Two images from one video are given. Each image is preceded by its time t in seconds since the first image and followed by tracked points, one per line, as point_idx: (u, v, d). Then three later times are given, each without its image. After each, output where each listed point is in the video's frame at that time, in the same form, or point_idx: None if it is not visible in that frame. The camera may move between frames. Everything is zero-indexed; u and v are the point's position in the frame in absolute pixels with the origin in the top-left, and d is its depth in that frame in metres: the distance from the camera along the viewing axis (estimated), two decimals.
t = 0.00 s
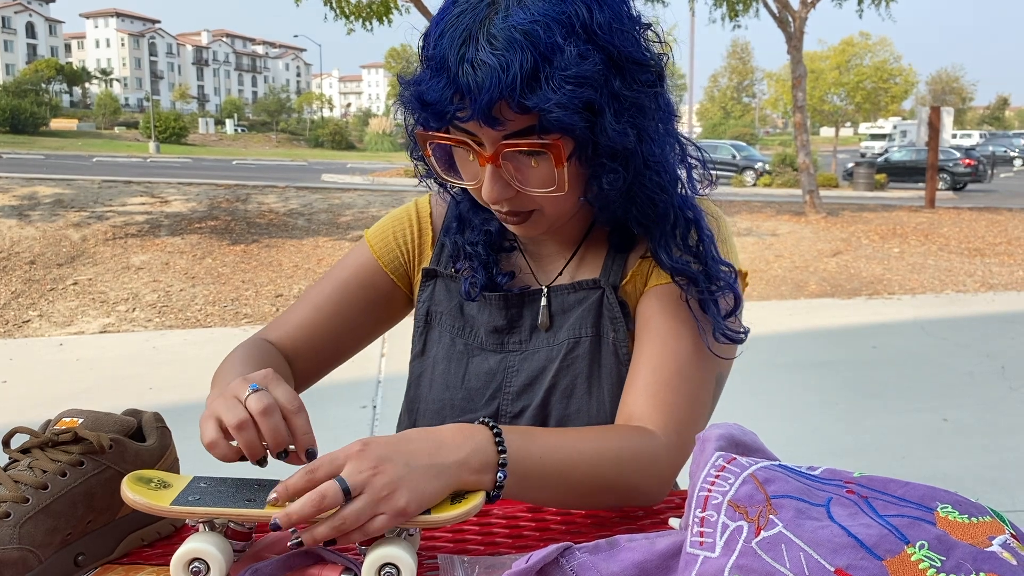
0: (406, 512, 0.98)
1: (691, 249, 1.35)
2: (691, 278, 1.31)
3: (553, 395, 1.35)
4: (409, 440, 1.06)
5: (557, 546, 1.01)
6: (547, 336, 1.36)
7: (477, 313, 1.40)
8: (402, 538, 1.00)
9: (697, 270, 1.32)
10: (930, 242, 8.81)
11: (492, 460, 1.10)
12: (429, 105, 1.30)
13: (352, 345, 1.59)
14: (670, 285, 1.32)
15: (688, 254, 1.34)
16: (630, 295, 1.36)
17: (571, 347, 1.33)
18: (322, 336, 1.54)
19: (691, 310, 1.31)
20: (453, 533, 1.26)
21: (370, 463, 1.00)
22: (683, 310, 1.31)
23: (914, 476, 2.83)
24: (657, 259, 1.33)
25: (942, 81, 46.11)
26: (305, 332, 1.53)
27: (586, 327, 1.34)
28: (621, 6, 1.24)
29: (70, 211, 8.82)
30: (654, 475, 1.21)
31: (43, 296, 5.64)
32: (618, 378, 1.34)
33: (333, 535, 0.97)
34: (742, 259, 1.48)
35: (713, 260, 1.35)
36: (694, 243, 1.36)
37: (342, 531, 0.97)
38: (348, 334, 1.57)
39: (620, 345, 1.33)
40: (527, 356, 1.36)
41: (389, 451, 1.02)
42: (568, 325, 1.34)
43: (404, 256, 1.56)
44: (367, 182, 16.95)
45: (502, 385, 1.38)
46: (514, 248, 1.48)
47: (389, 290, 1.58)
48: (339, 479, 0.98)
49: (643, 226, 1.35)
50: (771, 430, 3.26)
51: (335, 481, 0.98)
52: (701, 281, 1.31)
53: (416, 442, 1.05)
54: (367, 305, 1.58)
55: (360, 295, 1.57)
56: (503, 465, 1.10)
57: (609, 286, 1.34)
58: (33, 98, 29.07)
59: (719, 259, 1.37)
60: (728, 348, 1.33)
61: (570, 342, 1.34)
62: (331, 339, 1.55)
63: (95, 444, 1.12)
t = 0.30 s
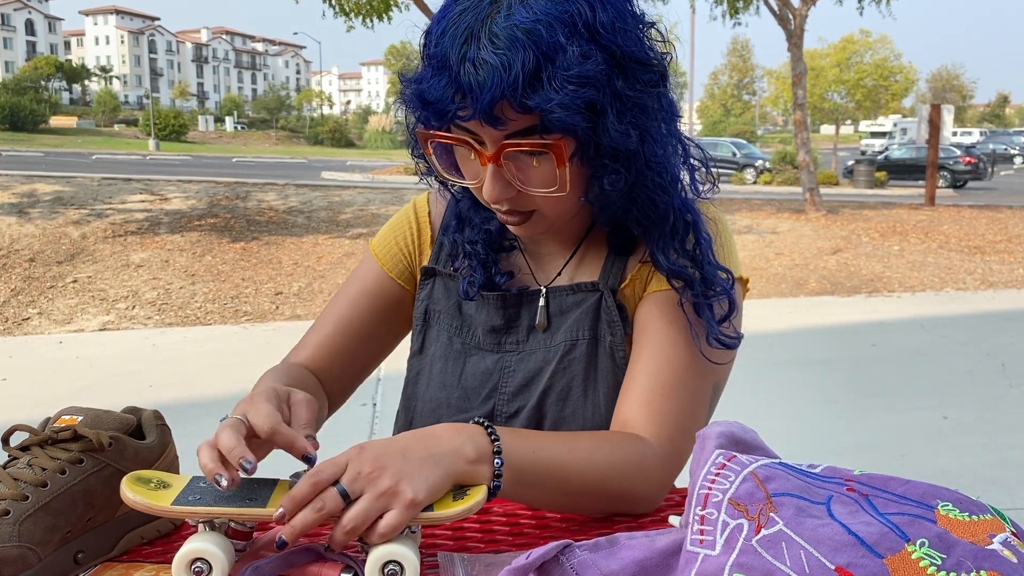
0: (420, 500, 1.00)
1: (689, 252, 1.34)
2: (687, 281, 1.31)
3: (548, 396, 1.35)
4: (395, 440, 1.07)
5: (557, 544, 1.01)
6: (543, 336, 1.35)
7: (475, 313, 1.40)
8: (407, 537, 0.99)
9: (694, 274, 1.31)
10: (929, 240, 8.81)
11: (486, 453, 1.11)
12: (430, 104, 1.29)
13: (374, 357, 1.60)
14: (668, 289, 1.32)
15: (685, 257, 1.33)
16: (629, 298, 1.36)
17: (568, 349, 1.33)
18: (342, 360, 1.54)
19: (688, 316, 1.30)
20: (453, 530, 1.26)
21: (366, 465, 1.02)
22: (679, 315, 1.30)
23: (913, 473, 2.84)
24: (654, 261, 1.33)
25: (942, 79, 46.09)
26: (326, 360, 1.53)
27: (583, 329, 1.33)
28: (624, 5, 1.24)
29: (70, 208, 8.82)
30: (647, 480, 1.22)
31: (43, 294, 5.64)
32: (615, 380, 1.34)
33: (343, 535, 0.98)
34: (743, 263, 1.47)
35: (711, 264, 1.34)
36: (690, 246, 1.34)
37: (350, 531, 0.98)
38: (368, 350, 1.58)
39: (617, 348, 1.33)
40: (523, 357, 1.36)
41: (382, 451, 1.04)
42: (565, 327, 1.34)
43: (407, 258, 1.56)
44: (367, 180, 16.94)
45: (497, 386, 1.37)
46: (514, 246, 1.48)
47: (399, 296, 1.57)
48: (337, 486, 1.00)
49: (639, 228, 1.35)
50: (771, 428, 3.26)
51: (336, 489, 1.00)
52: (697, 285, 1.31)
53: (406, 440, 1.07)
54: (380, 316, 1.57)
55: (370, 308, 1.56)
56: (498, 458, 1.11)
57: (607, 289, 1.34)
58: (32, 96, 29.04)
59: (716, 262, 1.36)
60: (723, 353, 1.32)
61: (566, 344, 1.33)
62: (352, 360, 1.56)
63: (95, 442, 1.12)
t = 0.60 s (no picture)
0: (418, 497, 1.00)
1: (690, 251, 1.35)
2: (688, 280, 1.32)
3: (550, 393, 1.36)
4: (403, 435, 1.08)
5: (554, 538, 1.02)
6: (545, 334, 1.36)
7: (478, 310, 1.41)
8: (407, 532, 1.01)
9: (695, 273, 1.33)
10: (929, 236, 8.81)
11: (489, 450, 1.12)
12: (432, 105, 1.30)
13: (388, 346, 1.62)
14: (669, 287, 1.33)
15: (685, 256, 1.34)
16: (631, 296, 1.37)
17: (570, 346, 1.34)
18: (357, 358, 1.56)
19: (688, 315, 1.31)
20: (452, 524, 1.27)
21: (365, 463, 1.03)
22: (680, 314, 1.31)
23: (911, 469, 2.84)
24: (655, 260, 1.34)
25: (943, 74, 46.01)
26: (341, 362, 1.54)
27: (585, 327, 1.34)
28: (625, 6, 1.24)
29: (70, 204, 8.84)
30: (647, 477, 1.23)
31: (44, 289, 5.65)
32: (616, 378, 1.35)
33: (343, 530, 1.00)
34: (743, 261, 1.48)
35: (711, 263, 1.36)
36: (690, 245, 1.36)
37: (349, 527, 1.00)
38: (376, 345, 1.59)
39: (619, 345, 1.34)
40: (525, 355, 1.37)
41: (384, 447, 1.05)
42: (567, 324, 1.35)
43: (413, 253, 1.57)
44: (368, 175, 16.94)
45: (500, 383, 1.39)
46: (516, 244, 1.49)
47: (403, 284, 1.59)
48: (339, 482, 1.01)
49: (639, 228, 1.36)
50: (770, 423, 3.27)
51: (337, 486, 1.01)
52: (697, 284, 1.32)
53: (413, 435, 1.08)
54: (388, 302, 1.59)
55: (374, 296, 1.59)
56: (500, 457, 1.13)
57: (609, 287, 1.35)
58: (32, 91, 29.03)
59: (717, 261, 1.37)
60: (723, 351, 1.33)
61: (568, 341, 1.34)
62: (366, 354, 1.58)
63: (97, 437, 1.13)
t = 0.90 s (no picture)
0: (442, 483, 1.01)
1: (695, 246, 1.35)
2: (694, 275, 1.32)
3: (556, 387, 1.36)
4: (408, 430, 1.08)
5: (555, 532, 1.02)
6: (551, 329, 1.36)
7: (483, 304, 1.41)
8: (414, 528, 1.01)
9: (702, 268, 1.33)
10: (931, 229, 8.80)
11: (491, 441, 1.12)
12: (440, 99, 1.29)
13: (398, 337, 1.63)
14: (674, 281, 1.33)
15: (691, 250, 1.34)
16: (636, 290, 1.37)
17: (575, 340, 1.34)
18: (373, 354, 1.57)
19: (694, 309, 1.31)
20: (452, 518, 1.27)
21: (383, 461, 1.03)
22: (685, 308, 1.31)
23: (913, 464, 2.84)
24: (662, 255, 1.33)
25: (945, 67, 45.92)
26: (359, 361, 1.55)
27: (591, 321, 1.34)
28: None
29: (72, 198, 8.85)
30: (650, 472, 1.23)
31: (45, 284, 5.65)
32: (621, 371, 1.35)
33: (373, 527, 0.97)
34: (747, 257, 1.49)
35: (716, 258, 1.36)
36: (697, 240, 1.36)
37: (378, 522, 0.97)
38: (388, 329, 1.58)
39: (624, 339, 1.34)
40: (531, 349, 1.37)
41: (395, 443, 1.05)
42: (572, 319, 1.35)
43: (422, 243, 1.57)
44: (369, 170, 16.93)
45: (505, 377, 1.39)
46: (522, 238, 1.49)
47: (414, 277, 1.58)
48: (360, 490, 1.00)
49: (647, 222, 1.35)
50: (772, 417, 3.27)
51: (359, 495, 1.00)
52: (704, 279, 1.32)
53: (420, 429, 1.08)
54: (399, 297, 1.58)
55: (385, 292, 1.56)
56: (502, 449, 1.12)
57: (614, 281, 1.35)
58: (33, 85, 29.03)
59: (722, 256, 1.37)
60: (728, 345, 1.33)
61: (573, 336, 1.34)
62: (381, 348, 1.59)
63: (98, 432, 1.13)
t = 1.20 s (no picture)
0: (451, 486, 1.02)
1: (701, 240, 1.35)
2: (703, 270, 1.32)
3: (558, 379, 1.36)
4: (422, 423, 1.07)
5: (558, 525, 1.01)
6: (554, 320, 1.36)
7: (486, 296, 1.41)
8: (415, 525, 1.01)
9: (711, 264, 1.32)
10: (933, 223, 8.79)
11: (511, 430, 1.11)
12: (451, 92, 1.29)
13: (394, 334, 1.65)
14: (680, 274, 1.33)
15: (700, 247, 1.33)
16: (640, 283, 1.36)
17: (578, 333, 1.34)
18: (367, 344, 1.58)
19: (700, 302, 1.31)
20: (454, 511, 1.27)
21: (395, 460, 1.02)
22: (691, 301, 1.31)
23: (915, 457, 2.84)
24: (671, 251, 1.33)
25: (948, 59, 45.77)
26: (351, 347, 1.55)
27: (594, 313, 1.34)
28: None
29: (73, 191, 8.85)
30: (655, 464, 1.23)
31: (47, 277, 5.66)
32: (625, 364, 1.35)
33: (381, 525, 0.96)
34: (754, 252, 1.49)
35: (725, 255, 1.35)
36: (706, 235, 1.36)
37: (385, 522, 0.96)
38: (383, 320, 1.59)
39: (627, 332, 1.34)
40: (533, 341, 1.37)
41: (409, 440, 1.04)
42: (575, 311, 1.35)
43: (420, 242, 1.57)
44: (370, 163, 16.92)
45: (507, 369, 1.39)
46: (526, 233, 1.49)
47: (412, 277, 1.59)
48: (372, 485, 0.99)
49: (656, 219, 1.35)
50: (774, 410, 3.27)
51: (369, 488, 0.99)
52: (713, 275, 1.32)
53: (433, 425, 1.06)
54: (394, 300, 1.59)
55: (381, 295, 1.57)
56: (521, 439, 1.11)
57: (618, 273, 1.34)
58: (34, 78, 29.02)
59: (730, 252, 1.37)
60: (733, 338, 1.33)
61: (576, 328, 1.34)
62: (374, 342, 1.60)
63: (100, 425, 1.13)
